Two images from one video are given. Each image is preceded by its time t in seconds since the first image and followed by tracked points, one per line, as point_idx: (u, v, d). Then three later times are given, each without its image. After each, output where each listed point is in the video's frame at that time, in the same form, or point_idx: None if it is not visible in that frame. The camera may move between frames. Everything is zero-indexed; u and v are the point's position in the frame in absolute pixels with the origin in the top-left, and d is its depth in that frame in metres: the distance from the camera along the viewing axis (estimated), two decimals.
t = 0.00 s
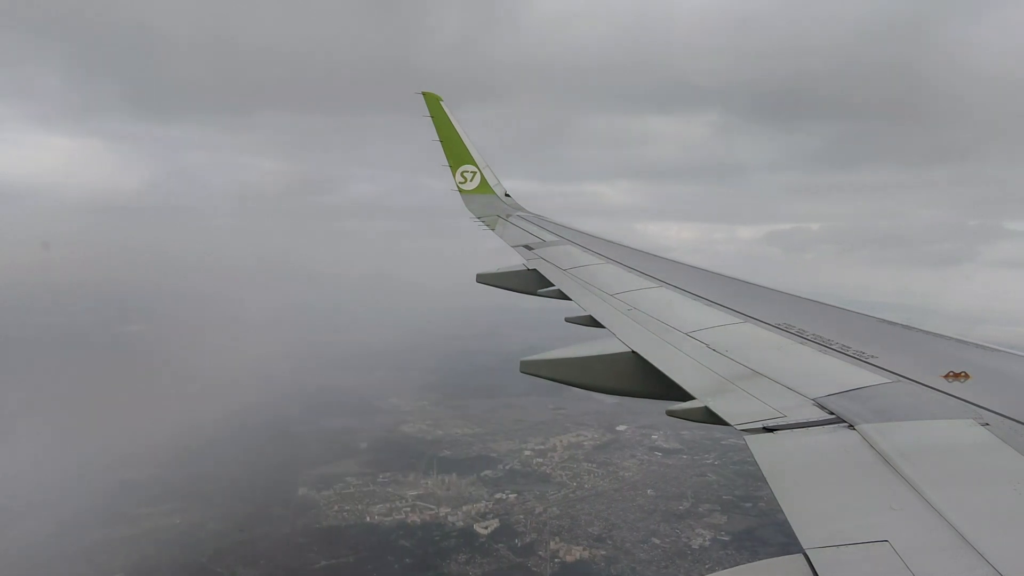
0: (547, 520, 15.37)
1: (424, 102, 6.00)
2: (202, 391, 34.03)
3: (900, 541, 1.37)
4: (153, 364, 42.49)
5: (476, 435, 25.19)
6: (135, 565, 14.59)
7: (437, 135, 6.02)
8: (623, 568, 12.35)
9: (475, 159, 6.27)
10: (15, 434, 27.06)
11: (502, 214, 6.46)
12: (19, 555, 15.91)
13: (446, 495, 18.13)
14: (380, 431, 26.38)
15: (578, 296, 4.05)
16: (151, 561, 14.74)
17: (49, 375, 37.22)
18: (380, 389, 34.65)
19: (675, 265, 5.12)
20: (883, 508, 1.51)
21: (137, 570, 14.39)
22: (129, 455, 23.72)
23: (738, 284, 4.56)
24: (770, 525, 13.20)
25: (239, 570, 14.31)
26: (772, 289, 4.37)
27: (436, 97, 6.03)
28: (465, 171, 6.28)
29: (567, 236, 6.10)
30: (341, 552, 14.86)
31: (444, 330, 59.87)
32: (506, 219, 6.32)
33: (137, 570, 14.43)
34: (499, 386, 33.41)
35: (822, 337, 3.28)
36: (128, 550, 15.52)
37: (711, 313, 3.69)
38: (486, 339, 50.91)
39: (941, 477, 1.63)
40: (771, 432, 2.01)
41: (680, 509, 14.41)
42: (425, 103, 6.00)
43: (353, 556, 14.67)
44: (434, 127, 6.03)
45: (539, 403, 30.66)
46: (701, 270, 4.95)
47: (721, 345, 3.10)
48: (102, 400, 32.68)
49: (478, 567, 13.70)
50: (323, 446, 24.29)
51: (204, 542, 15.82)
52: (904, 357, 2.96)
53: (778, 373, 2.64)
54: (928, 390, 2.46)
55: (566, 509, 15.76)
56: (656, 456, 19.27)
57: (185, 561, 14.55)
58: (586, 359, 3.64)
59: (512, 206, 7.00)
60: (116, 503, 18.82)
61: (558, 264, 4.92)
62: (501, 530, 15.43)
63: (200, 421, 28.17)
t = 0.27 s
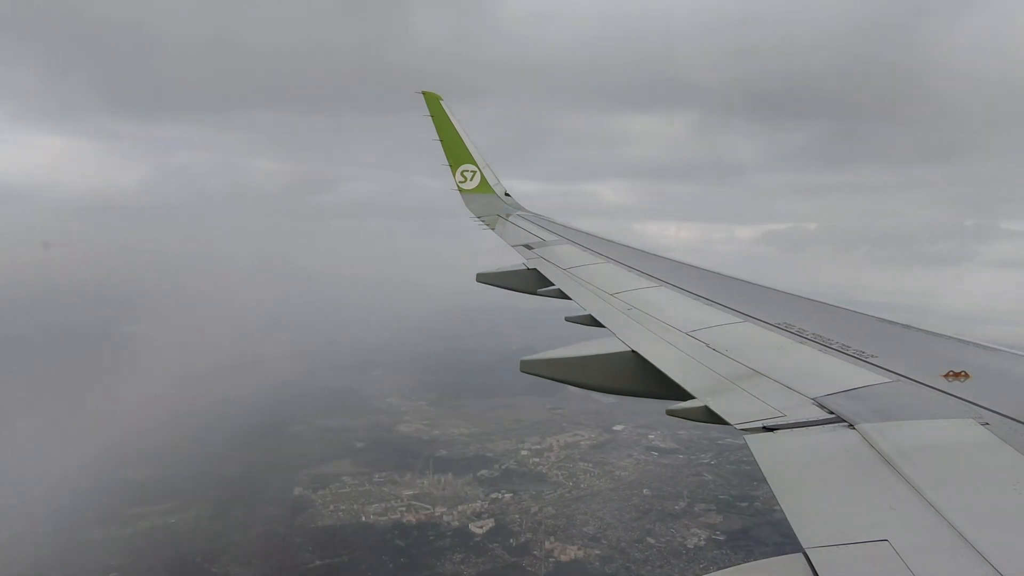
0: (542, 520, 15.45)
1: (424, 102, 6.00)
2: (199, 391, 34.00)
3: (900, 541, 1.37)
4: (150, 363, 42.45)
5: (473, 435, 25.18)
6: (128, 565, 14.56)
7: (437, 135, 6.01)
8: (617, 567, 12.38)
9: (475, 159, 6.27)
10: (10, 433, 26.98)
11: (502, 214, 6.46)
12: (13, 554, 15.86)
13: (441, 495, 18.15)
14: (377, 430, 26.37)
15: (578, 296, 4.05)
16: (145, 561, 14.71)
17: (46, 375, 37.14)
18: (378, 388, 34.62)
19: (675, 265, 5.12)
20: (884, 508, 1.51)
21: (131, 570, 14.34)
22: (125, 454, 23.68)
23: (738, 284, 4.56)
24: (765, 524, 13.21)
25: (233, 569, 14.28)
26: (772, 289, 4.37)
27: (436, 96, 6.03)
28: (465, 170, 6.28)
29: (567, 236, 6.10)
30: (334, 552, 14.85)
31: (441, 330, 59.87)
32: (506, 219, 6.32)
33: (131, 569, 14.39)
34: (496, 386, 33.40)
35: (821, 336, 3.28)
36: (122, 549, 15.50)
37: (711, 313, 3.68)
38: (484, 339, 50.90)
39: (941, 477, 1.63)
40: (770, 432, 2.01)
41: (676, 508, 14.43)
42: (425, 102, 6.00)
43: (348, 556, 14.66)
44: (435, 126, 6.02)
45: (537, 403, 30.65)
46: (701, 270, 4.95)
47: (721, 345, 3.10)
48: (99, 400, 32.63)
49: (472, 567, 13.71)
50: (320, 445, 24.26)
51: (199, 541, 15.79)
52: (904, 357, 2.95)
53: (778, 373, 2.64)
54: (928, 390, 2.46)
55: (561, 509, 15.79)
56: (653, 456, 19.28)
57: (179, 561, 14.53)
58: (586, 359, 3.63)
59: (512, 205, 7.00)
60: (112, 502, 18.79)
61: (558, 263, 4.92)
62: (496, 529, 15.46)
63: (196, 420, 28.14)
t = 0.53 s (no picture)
0: (538, 520, 15.50)
1: (425, 102, 5.99)
2: (196, 390, 33.98)
3: (901, 541, 1.37)
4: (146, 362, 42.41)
5: (470, 435, 25.19)
6: (123, 564, 14.53)
7: (437, 135, 6.00)
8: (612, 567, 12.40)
9: (475, 159, 6.27)
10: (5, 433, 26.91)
11: (502, 214, 6.46)
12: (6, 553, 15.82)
13: (437, 495, 18.18)
14: (374, 430, 26.37)
15: (578, 296, 4.04)
16: (140, 560, 14.68)
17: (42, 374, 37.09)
18: (374, 388, 34.61)
19: (675, 265, 5.12)
20: (884, 508, 1.51)
21: (126, 569, 14.32)
22: (122, 454, 23.66)
23: (738, 284, 4.56)
24: (761, 523, 13.24)
25: (228, 568, 14.26)
26: (772, 288, 4.37)
27: (436, 96, 6.03)
28: (465, 170, 6.27)
29: (568, 236, 6.10)
30: (329, 552, 14.85)
31: (439, 330, 59.90)
32: (506, 219, 6.32)
33: (125, 569, 14.36)
34: (493, 386, 33.42)
35: (822, 336, 3.28)
36: (116, 548, 15.50)
37: (711, 313, 3.68)
38: (481, 339, 50.92)
39: (941, 476, 1.64)
40: (771, 432, 2.01)
41: (671, 508, 14.46)
42: (426, 102, 5.99)
43: (343, 555, 14.66)
44: (435, 126, 6.02)
45: (534, 403, 30.67)
46: (700, 270, 4.95)
47: (721, 345, 3.10)
48: (95, 399, 32.60)
49: (466, 566, 13.72)
50: (316, 445, 24.25)
51: (194, 541, 15.77)
52: (903, 357, 2.95)
53: (778, 373, 2.64)
54: (928, 390, 2.46)
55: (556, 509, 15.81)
56: (649, 456, 19.32)
57: (174, 561, 14.52)
58: (586, 359, 3.63)
59: (512, 206, 7.00)
60: (108, 502, 18.77)
61: (558, 263, 4.92)
62: (491, 529, 15.48)
63: (192, 420, 28.13)
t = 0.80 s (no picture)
0: (533, 519, 15.52)
1: (424, 103, 5.99)
2: (192, 390, 33.93)
3: (899, 541, 1.38)
4: (142, 362, 42.32)
5: (467, 434, 25.20)
6: (117, 564, 14.50)
7: (437, 135, 6.00)
8: (606, 566, 12.41)
9: (475, 159, 6.27)
10: None
11: (501, 215, 6.47)
12: None
13: (433, 495, 18.19)
14: (370, 430, 26.36)
15: (578, 296, 4.04)
16: (134, 560, 14.65)
17: (37, 374, 36.98)
18: (371, 388, 34.59)
19: (675, 265, 5.13)
20: (884, 507, 1.51)
21: (119, 569, 14.28)
22: (117, 454, 23.63)
23: (737, 284, 4.57)
24: (756, 523, 13.28)
25: (221, 568, 14.23)
26: (771, 288, 4.38)
27: (436, 97, 6.03)
28: (466, 171, 6.27)
29: (568, 236, 6.10)
30: (323, 552, 14.85)
31: (436, 330, 59.91)
32: (505, 219, 6.33)
33: (119, 568, 14.33)
34: (490, 386, 33.42)
35: (821, 337, 3.28)
36: (111, 548, 15.48)
37: (711, 313, 3.68)
38: (478, 339, 50.91)
39: (940, 476, 1.64)
40: (770, 432, 2.02)
41: (667, 507, 14.51)
42: (425, 103, 5.99)
43: (338, 555, 14.65)
44: (435, 127, 6.02)
45: (531, 403, 30.69)
46: (700, 270, 4.96)
47: (721, 345, 3.10)
48: (91, 399, 32.53)
49: (461, 566, 13.72)
50: (312, 445, 24.25)
51: (188, 541, 15.74)
52: (903, 357, 2.96)
53: (778, 373, 2.64)
54: (927, 391, 2.46)
55: (552, 509, 15.85)
56: (646, 455, 19.36)
57: (168, 560, 14.49)
58: (586, 358, 3.64)
59: (512, 206, 7.00)
60: (103, 501, 18.72)
61: (558, 263, 4.92)
62: (486, 528, 15.47)
63: (189, 419, 28.08)
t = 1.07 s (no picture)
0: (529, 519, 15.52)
1: (425, 103, 5.99)
2: (189, 390, 33.87)
3: (899, 541, 1.38)
4: (139, 362, 42.22)
5: (464, 434, 25.22)
6: (111, 563, 14.46)
7: (437, 136, 6.00)
8: (601, 566, 12.44)
9: (475, 160, 6.27)
10: None
11: (501, 215, 6.47)
12: None
13: (428, 494, 18.19)
14: (367, 430, 26.37)
15: (578, 296, 4.04)
16: (128, 560, 14.62)
17: (33, 375, 36.86)
18: (368, 388, 34.58)
19: (674, 265, 5.14)
20: (884, 508, 1.52)
21: (113, 568, 14.25)
22: (113, 453, 23.57)
23: (737, 284, 4.57)
24: (751, 522, 13.33)
25: (216, 568, 14.21)
26: (770, 288, 4.39)
27: (436, 97, 6.03)
28: (465, 171, 6.28)
29: (568, 236, 6.10)
30: (318, 551, 14.83)
31: (433, 330, 59.95)
32: (506, 220, 6.33)
33: (113, 567, 14.30)
34: (487, 386, 33.44)
35: (821, 337, 3.29)
36: (105, 546, 15.44)
37: (710, 314, 3.69)
38: (476, 339, 50.93)
39: (940, 476, 1.65)
40: (770, 432, 2.02)
41: (662, 507, 14.58)
42: (426, 103, 5.99)
43: (333, 554, 14.64)
44: (435, 127, 6.01)
45: (528, 403, 30.72)
46: (700, 270, 4.96)
47: (721, 345, 3.10)
48: (86, 398, 32.46)
49: (455, 565, 13.71)
50: (309, 445, 24.24)
51: (183, 540, 15.72)
52: (902, 357, 2.96)
53: (778, 373, 2.65)
54: (927, 390, 2.47)
55: (547, 509, 15.87)
56: (642, 455, 19.41)
57: (163, 560, 14.47)
58: (585, 359, 3.64)
59: (512, 206, 7.01)
60: (97, 501, 18.67)
61: (558, 264, 4.92)
62: (482, 528, 15.46)
63: (185, 419, 28.03)
